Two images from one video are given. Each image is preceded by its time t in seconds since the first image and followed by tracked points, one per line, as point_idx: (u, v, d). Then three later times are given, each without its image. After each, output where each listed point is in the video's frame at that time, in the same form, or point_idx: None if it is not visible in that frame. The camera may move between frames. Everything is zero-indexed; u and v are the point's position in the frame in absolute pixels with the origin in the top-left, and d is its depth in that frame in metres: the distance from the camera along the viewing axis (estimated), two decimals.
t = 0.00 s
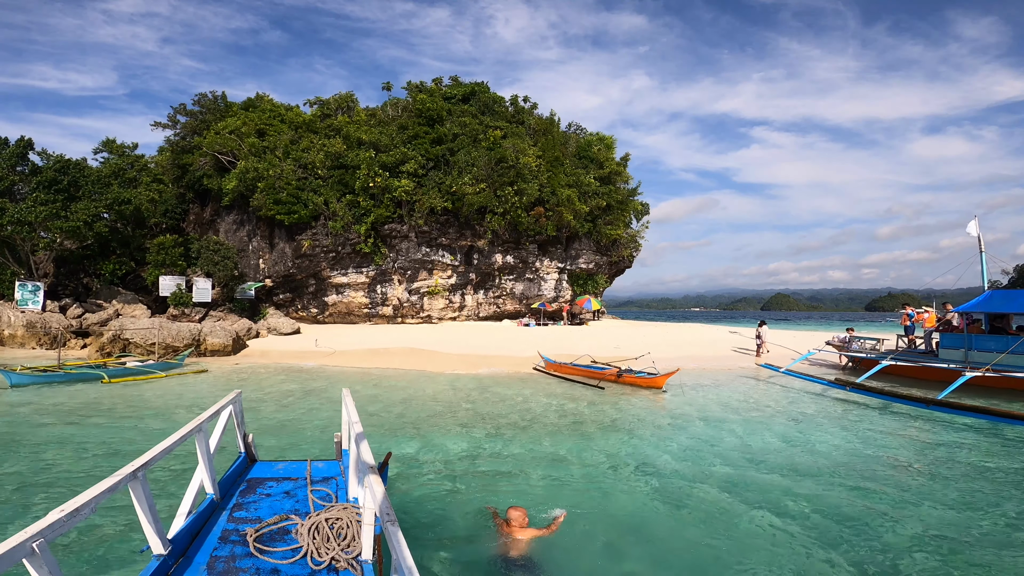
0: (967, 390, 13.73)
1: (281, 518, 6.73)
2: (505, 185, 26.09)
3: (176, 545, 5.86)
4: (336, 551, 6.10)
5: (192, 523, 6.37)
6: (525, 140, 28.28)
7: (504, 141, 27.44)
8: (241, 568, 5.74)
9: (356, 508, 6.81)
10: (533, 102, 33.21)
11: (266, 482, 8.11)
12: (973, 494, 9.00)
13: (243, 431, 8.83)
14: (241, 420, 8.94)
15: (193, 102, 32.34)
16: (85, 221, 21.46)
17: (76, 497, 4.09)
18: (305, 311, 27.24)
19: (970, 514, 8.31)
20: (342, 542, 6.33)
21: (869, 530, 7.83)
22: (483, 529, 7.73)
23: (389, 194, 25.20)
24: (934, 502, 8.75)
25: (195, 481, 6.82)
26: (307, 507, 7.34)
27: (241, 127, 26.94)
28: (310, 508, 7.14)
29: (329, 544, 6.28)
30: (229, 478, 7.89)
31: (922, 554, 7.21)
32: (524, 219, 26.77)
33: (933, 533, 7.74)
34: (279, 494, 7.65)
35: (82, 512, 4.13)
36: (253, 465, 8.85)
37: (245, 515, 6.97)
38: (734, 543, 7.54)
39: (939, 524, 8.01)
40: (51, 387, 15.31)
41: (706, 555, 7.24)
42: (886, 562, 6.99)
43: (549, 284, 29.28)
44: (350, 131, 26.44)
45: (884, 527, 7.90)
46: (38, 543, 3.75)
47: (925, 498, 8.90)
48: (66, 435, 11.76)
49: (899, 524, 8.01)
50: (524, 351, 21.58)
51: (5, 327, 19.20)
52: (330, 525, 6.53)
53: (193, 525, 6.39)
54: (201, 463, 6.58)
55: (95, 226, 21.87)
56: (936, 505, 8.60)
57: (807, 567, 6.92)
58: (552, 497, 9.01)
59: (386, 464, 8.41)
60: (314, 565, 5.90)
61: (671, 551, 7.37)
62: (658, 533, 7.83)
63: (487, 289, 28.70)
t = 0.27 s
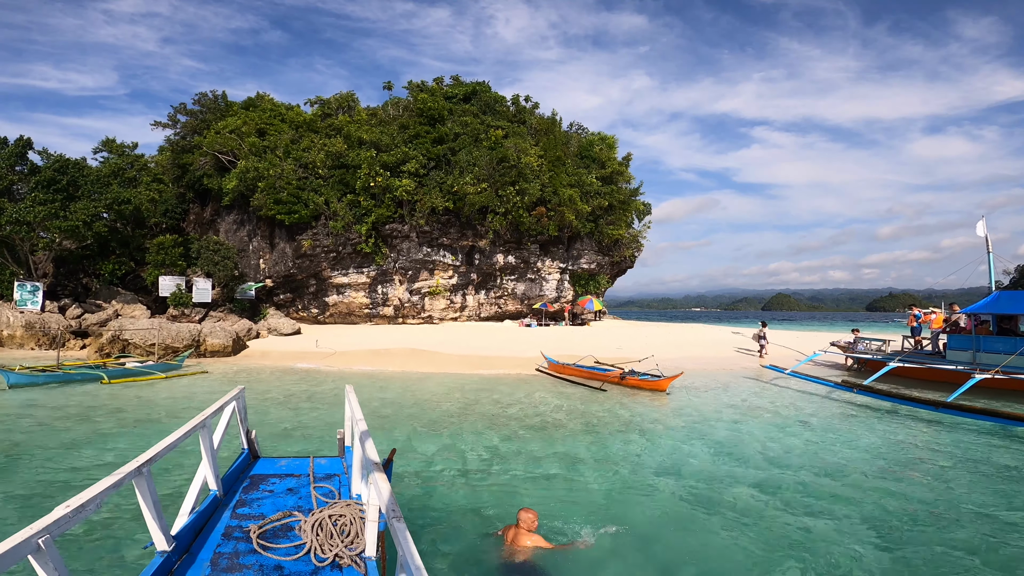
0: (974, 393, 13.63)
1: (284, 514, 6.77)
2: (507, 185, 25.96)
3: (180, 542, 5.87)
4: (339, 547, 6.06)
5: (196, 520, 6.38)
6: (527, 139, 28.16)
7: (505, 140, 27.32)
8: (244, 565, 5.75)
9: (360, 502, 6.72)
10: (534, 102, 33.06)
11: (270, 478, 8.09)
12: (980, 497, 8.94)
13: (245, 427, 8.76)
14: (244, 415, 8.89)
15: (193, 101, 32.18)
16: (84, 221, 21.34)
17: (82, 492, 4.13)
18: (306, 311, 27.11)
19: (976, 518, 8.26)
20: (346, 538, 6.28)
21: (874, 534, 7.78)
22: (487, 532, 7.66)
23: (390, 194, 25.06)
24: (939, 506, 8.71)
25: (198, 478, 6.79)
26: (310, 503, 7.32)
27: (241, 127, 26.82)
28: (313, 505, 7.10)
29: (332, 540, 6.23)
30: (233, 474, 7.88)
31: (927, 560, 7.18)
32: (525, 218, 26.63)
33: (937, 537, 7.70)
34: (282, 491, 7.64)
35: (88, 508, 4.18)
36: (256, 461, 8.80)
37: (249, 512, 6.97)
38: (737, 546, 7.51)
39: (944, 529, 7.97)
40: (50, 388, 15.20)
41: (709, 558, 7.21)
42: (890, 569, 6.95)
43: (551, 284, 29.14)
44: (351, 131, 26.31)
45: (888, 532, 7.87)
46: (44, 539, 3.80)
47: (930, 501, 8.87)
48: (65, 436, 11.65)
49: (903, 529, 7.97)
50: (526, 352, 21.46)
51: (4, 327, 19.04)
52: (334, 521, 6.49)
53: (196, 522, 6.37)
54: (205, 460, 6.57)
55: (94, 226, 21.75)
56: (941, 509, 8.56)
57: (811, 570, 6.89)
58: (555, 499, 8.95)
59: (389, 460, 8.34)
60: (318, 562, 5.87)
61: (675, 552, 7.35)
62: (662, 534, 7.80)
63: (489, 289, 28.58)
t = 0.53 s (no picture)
0: (980, 395, 13.47)
1: (280, 513, 6.66)
2: (507, 184, 25.82)
3: (174, 539, 5.76)
4: (334, 545, 5.98)
5: (191, 518, 6.25)
6: (527, 139, 28.03)
7: (505, 140, 27.19)
8: (238, 562, 5.65)
9: (355, 501, 6.62)
10: (534, 101, 32.93)
11: (266, 477, 7.96)
12: (986, 500, 8.82)
13: (243, 425, 8.62)
14: (241, 414, 8.73)
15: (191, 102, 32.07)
16: (82, 221, 21.20)
17: (76, 489, 4.03)
18: (305, 312, 26.99)
19: (981, 522, 8.16)
20: (340, 536, 6.20)
21: (878, 537, 7.69)
22: (489, 538, 7.56)
23: (390, 193, 24.92)
24: (944, 509, 8.60)
25: (194, 476, 6.64)
26: (306, 502, 7.20)
27: (240, 126, 26.72)
28: (309, 503, 6.99)
29: (327, 539, 6.16)
30: (228, 472, 7.74)
31: (931, 563, 7.09)
32: (526, 218, 26.49)
33: (941, 541, 7.61)
34: (278, 490, 7.51)
35: (83, 504, 4.07)
36: (253, 459, 8.66)
37: (244, 510, 6.86)
38: (739, 548, 7.43)
39: (948, 532, 7.88)
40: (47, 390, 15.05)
41: (711, 561, 7.12)
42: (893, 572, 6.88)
43: (551, 284, 29.00)
44: (350, 130, 26.19)
45: (892, 535, 7.78)
46: (38, 535, 3.71)
47: (934, 503, 8.77)
48: (59, 439, 11.51)
49: (907, 531, 7.88)
50: (526, 352, 21.32)
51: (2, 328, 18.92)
52: (329, 520, 6.41)
53: (192, 519, 6.26)
54: (202, 458, 6.42)
55: (92, 226, 21.61)
56: (946, 512, 8.46)
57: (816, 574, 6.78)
58: (555, 502, 8.83)
59: (385, 459, 8.21)
60: (313, 560, 5.80)
61: (676, 554, 7.26)
62: (662, 536, 7.72)
63: (489, 289, 28.45)
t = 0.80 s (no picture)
0: (987, 395, 13.32)
1: (278, 513, 6.53)
2: (508, 183, 25.68)
3: (172, 539, 5.65)
4: (331, 545, 5.87)
5: (189, 517, 6.13)
6: (528, 138, 27.87)
7: (506, 139, 27.01)
8: (236, 562, 5.55)
9: (353, 502, 6.50)
10: (535, 100, 32.78)
11: (265, 477, 7.82)
12: (996, 500, 8.69)
13: (242, 425, 8.47)
14: (241, 415, 8.57)
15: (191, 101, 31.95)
16: (80, 221, 21.09)
17: (75, 488, 3.92)
18: (305, 312, 26.86)
19: (990, 523, 8.03)
20: (338, 537, 6.09)
21: (885, 538, 7.57)
22: (491, 541, 7.43)
23: (390, 192, 24.77)
24: (952, 509, 8.47)
25: (193, 476, 6.49)
26: (304, 502, 7.06)
27: (239, 126, 26.62)
28: (307, 503, 6.86)
29: (324, 539, 6.04)
30: (227, 473, 7.60)
31: (940, 563, 6.97)
32: (527, 217, 26.35)
33: (950, 541, 7.49)
34: (277, 490, 7.38)
35: (82, 505, 3.96)
36: (252, 460, 8.52)
37: (242, 510, 6.73)
38: (744, 549, 7.32)
39: (957, 532, 7.75)
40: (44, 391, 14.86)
41: (716, 562, 7.00)
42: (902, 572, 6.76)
43: (552, 283, 28.85)
44: (350, 129, 26.07)
45: (899, 535, 7.66)
46: (35, 534, 3.62)
47: (940, 503, 8.65)
48: (55, 441, 11.36)
49: (914, 531, 7.77)
50: (528, 352, 21.18)
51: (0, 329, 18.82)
52: (327, 521, 6.30)
53: (190, 519, 6.14)
54: (200, 458, 6.28)
55: (90, 226, 21.50)
56: (953, 513, 8.33)
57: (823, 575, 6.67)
58: (558, 503, 8.70)
59: (383, 459, 8.10)
60: (309, 560, 5.69)
61: (680, 555, 7.15)
62: (667, 537, 7.61)
63: (490, 289, 28.32)
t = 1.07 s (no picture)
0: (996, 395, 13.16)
1: (277, 514, 6.41)
2: (509, 181, 25.55)
3: (172, 540, 5.58)
4: (330, 547, 5.76)
5: (189, 518, 6.02)
6: (529, 136, 27.72)
7: (507, 137, 26.84)
8: (236, 562, 5.48)
9: (352, 502, 6.36)
10: (536, 98, 32.64)
11: (264, 478, 7.68)
12: (1006, 502, 8.56)
13: (242, 426, 8.35)
14: (241, 416, 8.42)
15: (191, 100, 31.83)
16: (78, 220, 21.01)
17: (73, 490, 3.97)
18: (306, 311, 26.75)
19: (1000, 525, 7.91)
20: (337, 538, 5.96)
21: (890, 540, 7.49)
22: (494, 543, 7.32)
23: (391, 191, 24.62)
24: (960, 510, 8.36)
25: (193, 477, 6.37)
26: (304, 503, 6.94)
27: (239, 125, 26.52)
28: (307, 504, 6.75)
29: (323, 541, 5.92)
30: (227, 474, 7.47)
31: (946, 565, 6.88)
32: (528, 215, 26.22)
33: (960, 544, 7.37)
34: (276, 491, 7.25)
35: (79, 506, 4.02)
36: (252, 461, 8.40)
37: (242, 511, 6.61)
38: (747, 551, 7.26)
39: (963, 534, 7.65)
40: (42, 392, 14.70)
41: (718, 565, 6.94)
42: (906, 575, 6.69)
43: (554, 282, 28.71)
44: (351, 128, 25.95)
45: (905, 536, 7.58)
46: (34, 535, 3.65)
47: (947, 504, 8.56)
48: (53, 441, 11.24)
49: (919, 533, 7.69)
50: (530, 351, 21.05)
51: None
52: (326, 521, 6.17)
53: (190, 520, 6.06)
54: (200, 460, 6.16)
55: (90, 225, 21.41)
56: (960, 514, 8.24)
57: None
58: (561, 506, 8.59)
59: (382, 460, 8.01)
60: (308, 562, 5.58)
61: (682, 558, 7.10)
62: (671, 541, 7.54)
63: (491, 288, 28.19)
